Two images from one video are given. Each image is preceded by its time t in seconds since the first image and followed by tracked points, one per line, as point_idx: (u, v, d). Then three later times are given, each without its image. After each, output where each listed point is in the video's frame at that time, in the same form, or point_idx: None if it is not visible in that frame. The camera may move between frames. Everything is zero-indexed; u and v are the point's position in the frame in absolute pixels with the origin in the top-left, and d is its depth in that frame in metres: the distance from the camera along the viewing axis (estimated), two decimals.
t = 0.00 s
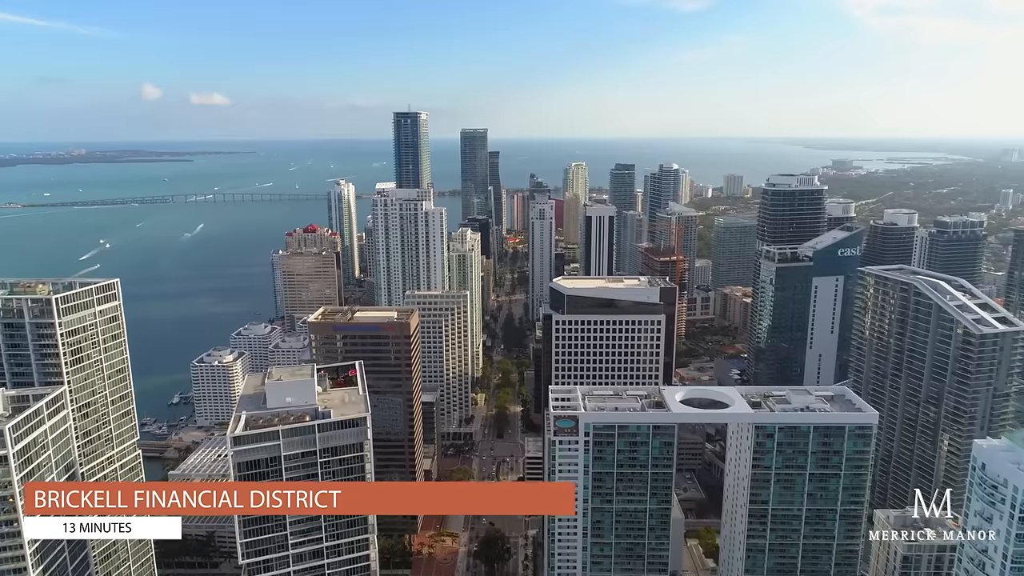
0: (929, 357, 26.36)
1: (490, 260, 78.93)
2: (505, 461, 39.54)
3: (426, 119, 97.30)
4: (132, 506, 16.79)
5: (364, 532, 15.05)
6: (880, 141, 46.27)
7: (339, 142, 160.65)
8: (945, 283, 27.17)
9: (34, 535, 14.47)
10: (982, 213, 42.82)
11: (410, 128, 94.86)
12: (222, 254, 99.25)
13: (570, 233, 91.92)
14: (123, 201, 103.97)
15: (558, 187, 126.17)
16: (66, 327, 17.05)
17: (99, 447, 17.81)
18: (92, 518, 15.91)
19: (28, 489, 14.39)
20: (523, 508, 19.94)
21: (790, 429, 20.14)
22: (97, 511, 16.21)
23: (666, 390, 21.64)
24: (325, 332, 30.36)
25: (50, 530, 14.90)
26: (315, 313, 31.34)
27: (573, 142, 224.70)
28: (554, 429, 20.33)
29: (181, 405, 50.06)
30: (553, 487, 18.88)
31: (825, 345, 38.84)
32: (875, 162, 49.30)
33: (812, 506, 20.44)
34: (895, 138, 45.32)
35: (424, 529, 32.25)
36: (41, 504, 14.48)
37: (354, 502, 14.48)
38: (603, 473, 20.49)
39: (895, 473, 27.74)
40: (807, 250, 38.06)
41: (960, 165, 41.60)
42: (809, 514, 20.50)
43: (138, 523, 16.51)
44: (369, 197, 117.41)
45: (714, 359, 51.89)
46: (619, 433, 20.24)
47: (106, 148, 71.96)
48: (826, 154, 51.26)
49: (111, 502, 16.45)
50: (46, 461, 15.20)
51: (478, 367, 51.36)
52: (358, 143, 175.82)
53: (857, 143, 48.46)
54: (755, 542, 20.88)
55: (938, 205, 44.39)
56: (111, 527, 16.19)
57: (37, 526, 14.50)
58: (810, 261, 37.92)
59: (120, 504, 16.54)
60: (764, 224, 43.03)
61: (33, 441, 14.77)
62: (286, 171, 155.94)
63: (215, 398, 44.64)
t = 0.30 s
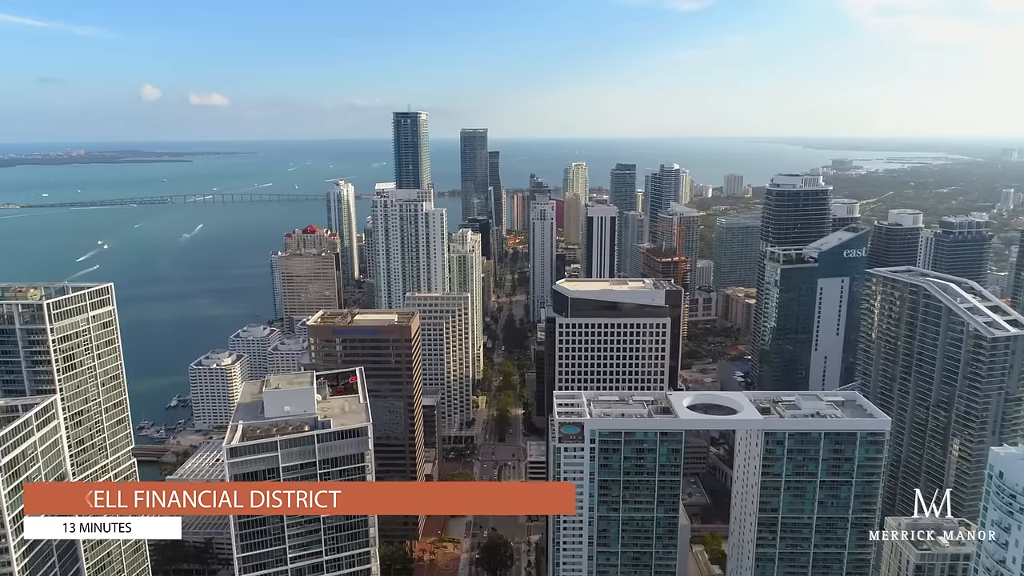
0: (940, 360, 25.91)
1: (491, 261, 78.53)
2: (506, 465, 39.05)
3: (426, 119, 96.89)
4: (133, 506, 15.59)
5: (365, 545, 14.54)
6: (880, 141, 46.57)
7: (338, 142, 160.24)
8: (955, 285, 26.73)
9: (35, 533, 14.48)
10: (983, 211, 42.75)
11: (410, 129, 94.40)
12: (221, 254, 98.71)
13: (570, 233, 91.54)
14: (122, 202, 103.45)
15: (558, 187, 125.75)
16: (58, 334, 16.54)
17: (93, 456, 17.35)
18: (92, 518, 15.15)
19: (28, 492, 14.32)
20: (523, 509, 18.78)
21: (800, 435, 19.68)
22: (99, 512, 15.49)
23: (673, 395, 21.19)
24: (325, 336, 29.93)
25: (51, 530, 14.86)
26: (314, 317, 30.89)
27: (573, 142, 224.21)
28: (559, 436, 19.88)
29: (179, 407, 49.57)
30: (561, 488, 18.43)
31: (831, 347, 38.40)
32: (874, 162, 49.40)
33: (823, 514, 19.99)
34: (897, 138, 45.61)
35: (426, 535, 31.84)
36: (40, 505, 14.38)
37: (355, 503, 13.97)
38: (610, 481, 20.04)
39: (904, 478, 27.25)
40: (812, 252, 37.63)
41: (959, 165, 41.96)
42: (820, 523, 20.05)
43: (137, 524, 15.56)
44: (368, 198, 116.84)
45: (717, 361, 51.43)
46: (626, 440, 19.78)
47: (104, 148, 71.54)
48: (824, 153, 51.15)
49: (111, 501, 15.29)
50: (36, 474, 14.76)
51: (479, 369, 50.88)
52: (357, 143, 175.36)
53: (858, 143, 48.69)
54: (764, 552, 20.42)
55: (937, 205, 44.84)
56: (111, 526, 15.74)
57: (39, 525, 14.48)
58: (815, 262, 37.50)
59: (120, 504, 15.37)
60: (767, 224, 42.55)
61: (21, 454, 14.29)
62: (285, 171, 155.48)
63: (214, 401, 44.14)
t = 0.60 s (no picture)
0: (951, 365, 25.45)
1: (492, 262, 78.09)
2: (508, 470, 38.55)
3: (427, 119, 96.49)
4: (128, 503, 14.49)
5: (365, 560, 14.06)
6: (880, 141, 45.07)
7: (338, 143, 159.82)
8: (966, 288, 26.22)
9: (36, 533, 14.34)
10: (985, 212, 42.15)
11: (410, 129, 93.94)
12: (220, 254, 98.20)
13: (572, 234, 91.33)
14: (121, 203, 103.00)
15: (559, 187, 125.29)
16: (49, 340, 16.05)
17: (86, 465, 16.93)
18: (90, 517, 13.71)
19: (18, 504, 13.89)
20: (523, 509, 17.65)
21: (812, 443, 19.21)
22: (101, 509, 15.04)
23: (680, 401, 20.73)
24: (324, 339, 29.45)
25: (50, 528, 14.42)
26: (314, 320, 30.41)
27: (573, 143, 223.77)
28: (564, 443, 19.41)
29: (177, 411, 49.05)
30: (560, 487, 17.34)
31: (837, 350, 38.00)
32: (874, 162, 48.08)
33: (835, 524, 19.52)
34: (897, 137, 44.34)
35: (426, 541, 31.43)
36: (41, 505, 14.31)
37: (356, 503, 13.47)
38: (616, 489, 19.57)
39: (914, 484, 26.82)
40: (818, 253, 37.22)
41: (960, 164, 40.81)
42: (832, 532, 19.57)
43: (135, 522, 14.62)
44: (367, 198, 116.36)
45: (721, 363, 50.93)
46: (633, 448, 19.32)
47: (104, 148, 71.15)
48: (824, 154, 51.00)
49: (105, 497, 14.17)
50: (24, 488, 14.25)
51: (480, 371, 50.38)
52: (357, 144, 174.87)
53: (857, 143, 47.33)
54: (774, 561, 19.96)
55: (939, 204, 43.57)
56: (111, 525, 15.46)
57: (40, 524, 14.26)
58: (820, 263, 37.09)
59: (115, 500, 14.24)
60: (772, 225, 42.14)
61: (9, 466, 13.81)
62: (285, 172, 155.03)
63: (212, 404, 43.67)
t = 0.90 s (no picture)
0: (964, 369, 24.85)
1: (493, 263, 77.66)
2: (510, 474, 38.06)
3: (427, 119, 96.02)
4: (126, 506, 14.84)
5: None
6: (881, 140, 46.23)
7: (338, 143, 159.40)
8: (980, 292, 25.57)
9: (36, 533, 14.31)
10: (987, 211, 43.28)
11: (410, 129, 93.37)
12: (220, 254, 97.69)
13: (573, 235, 91.12)
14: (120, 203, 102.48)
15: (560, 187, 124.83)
16: (39, 348, 15.50)
17: (77, 477, 16.44)
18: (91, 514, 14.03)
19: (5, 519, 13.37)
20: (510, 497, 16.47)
21: (825, 452, 18.65)
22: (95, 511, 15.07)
23: (688, 408, 20.20)
24: (323, 343, 28.92)
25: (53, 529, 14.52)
26: (313, 324, 29.85)
27: (573, 143, 223.37)
28: (570, 451, 18.86)
29: (174, 414, 48.50)
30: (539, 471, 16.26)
31: (844, 353, 37.48)
32: (874, 163, 49.00)
33: (848, 535, 18.96)
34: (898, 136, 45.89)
35: (427, 549, 30.90)
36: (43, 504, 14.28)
37: (353, 507, 12.90)
38: (624, 499, 19.02)
39: (926, 490, 26.27)
40: (825, 255, 36.72)
41: (960, 164, 43.90)
42: (845, 544, 19.02)
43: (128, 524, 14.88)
44: (367, 198, 115.86)
45: (724, 366, 50.39)
46: (641, 457, 18.74)
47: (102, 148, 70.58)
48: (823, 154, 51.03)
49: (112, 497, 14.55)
50: (7, 504, 13.66)
51: (481, 374, 49.83)
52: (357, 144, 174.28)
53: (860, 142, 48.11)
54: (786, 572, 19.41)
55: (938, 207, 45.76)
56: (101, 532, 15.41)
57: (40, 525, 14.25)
58: (827, 266, 36.59)
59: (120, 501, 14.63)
60: (777, 227, 41.60)
61: None
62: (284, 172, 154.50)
63: (210, 408, 43.14)
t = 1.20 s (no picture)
0: (975, 374, 24.36)
1: (493, 264, 77.20)
2: (512, 478, 37.60)
3: (427, 119, 95.47)
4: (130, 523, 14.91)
5: None
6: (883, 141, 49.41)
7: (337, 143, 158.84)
8: (991, 295, 24.98)
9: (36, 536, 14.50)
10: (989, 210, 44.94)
11: (410, 128, 92.76)
12: (219, 254, 97.11)
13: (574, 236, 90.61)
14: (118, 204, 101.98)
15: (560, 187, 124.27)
16: (27, 355, 14.98)
17: (66, 488, 15.98)
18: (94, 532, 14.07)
19: None
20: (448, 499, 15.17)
21: (837, 460, 18.13)
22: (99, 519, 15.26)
23: (696, 415, 19.65)
24: (322, 348, 28.39)
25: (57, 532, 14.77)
26: (311, 327, 29.30)
27: (573, 142, 222.58)
28: (574, 460, 18.37)
29: (171, 417, 47.99)
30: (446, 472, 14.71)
31: (850, 356, 37.05)
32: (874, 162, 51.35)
33: (860, 546, 18.47)
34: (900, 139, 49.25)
35: (427, 556, 30.49)
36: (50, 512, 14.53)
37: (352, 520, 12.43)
38: (630, 509, 18.52)
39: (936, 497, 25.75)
40: (831, 257, 36.15)
41: (960, 165, 45.94)
42: (857, 555, 18.53)
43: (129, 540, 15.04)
44: (367, 198, 115.33)
45: (727, 368, 49.87)
46: (648, 466, 18.24)
47: (99, 148, 69.90)
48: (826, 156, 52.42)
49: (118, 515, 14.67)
50: None
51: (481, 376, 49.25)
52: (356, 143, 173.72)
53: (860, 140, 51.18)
54: None
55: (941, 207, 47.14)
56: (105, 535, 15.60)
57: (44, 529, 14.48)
58: (833, 267, 36.05)
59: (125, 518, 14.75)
60: (782, 228, 41.04)
61: None
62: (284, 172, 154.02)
63: (207, 411, 42.63)
